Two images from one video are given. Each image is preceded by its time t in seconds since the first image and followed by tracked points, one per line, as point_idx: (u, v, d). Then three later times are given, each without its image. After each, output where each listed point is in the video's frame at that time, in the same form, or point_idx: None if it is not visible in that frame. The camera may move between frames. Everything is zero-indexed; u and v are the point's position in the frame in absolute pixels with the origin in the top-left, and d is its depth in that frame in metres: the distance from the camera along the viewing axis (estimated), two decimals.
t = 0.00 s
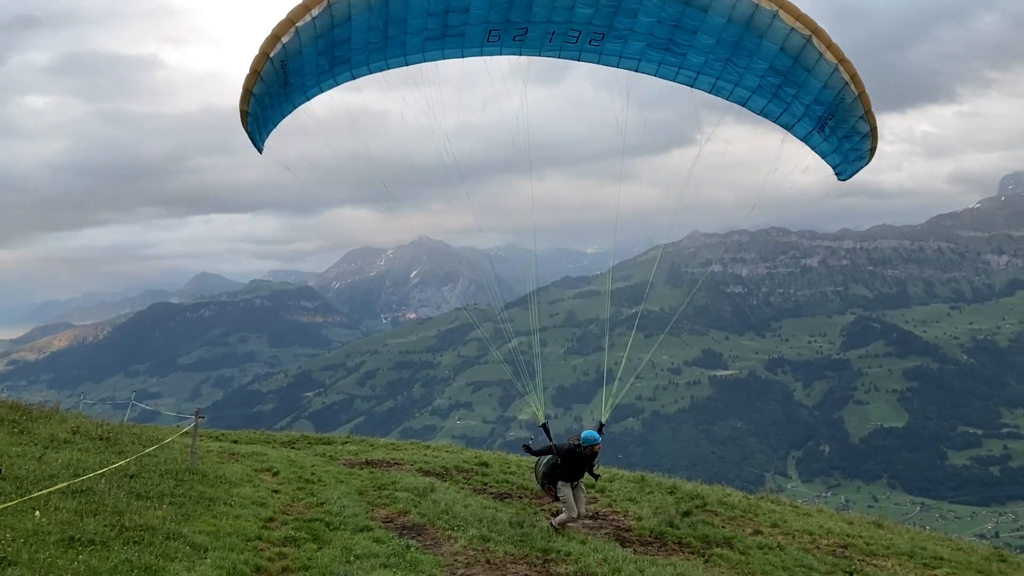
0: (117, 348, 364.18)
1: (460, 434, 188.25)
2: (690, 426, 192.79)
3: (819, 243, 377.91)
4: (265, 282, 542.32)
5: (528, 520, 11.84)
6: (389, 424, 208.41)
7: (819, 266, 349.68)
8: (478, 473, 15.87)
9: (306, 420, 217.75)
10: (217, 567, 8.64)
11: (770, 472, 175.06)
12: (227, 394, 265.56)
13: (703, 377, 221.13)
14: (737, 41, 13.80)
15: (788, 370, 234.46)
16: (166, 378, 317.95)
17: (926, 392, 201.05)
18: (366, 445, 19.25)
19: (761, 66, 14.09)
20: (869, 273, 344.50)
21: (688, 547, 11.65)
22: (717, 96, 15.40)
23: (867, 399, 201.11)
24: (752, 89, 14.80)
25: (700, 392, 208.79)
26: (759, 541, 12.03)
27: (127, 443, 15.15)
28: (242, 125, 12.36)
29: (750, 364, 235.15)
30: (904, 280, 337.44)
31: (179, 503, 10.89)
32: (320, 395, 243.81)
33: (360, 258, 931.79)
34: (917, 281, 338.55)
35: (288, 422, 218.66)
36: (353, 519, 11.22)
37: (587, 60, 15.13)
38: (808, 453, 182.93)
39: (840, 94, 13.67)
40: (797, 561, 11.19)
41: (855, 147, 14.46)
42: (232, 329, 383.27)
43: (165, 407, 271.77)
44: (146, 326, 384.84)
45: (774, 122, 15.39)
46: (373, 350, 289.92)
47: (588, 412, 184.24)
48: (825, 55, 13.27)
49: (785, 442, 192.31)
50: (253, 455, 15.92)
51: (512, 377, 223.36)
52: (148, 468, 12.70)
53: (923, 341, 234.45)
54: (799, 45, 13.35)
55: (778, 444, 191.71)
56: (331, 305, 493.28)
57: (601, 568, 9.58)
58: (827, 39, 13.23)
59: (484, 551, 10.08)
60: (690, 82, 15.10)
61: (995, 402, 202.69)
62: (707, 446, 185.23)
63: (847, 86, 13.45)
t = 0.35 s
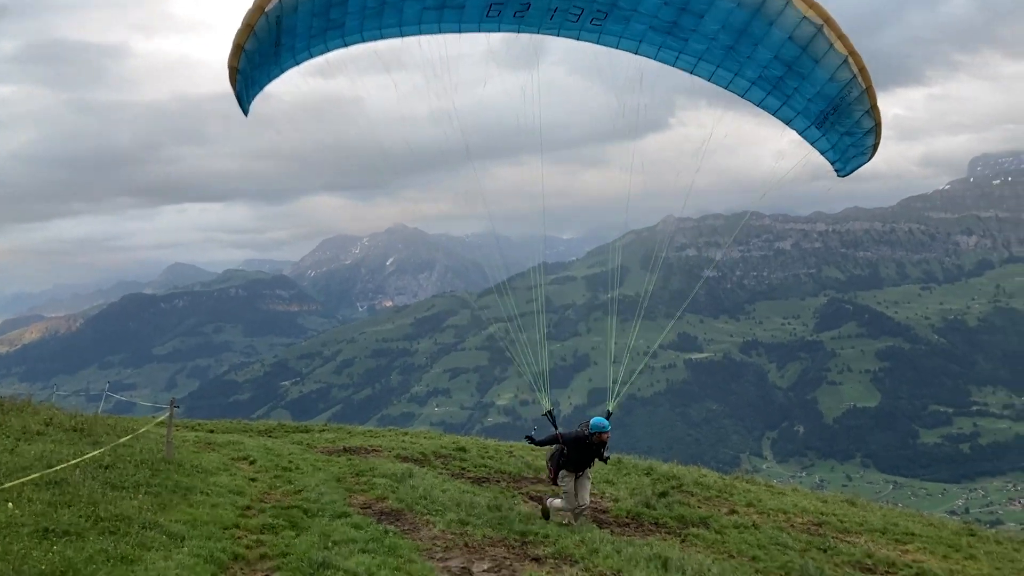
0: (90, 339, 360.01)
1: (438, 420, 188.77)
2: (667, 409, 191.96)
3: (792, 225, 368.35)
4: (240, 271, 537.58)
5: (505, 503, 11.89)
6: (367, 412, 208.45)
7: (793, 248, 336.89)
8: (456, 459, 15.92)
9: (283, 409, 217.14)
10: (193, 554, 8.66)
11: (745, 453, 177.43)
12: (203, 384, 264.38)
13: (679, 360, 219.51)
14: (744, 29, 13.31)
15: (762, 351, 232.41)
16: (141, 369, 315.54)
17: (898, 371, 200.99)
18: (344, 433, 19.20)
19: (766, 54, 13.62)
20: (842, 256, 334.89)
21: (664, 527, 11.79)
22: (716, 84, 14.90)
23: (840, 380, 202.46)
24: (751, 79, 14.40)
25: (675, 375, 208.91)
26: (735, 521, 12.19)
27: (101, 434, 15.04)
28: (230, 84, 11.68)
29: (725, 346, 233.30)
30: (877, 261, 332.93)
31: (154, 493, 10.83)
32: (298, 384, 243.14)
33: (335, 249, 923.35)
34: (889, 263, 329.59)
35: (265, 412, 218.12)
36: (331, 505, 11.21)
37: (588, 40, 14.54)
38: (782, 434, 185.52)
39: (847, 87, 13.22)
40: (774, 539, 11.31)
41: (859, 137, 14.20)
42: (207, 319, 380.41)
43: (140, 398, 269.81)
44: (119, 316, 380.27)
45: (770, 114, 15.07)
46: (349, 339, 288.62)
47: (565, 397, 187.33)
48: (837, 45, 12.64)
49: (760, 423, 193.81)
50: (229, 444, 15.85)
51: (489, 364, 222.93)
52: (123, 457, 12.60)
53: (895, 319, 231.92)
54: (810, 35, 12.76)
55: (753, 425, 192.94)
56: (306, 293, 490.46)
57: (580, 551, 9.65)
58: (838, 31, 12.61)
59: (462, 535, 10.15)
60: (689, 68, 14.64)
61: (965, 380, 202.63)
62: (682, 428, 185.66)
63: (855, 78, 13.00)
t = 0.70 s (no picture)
0: (33, 331, 347.72)
1: (397, 404, 186.74)
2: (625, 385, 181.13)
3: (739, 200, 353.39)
4: (188, 259, 522.72)
5: (462, 484, 11.96)
6: (324, 398, 205.58)
7: (741, 224, 322.16)
8: (414, 441, 15.81)
9: (237, 397, 212.89)
10: (147, 546, 8.72)
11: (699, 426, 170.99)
12: (154, 375, 258.31)
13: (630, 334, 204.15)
14: (725, 15, 12.68)
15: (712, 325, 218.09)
16: (88, 361, 306.48)
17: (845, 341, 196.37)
18: (300, 420, 18.97)
19: (745, 43, 13.07)
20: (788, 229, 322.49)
21: (619, 501, 11.98)
22: (688, 70, 14.38)
23: (790, 351, 195.98)
24: (727, 69, 13.89)
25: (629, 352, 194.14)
26: (689, 492, 12.45)
27: (49, 429, 14.78)
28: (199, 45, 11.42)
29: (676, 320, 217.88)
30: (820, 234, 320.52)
31: (105, 486, 10.78)
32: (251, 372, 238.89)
33: (284, 238, 899.69)
34: (834, 236, 318.21)
35: (219, 401, 213.68)
36: (287, 492, 11.13)
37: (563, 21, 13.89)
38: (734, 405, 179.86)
39: (821, 81, 12.82)
40: (727, 509, 11.58)
41: (832, 133, 13.80)
42: (156, 309, 370.21)
43: (89, 390, 262.46)
44: (63, 307, 367.24)
45: (746, 105, 14.60)
46: (303, 324, 283.33)
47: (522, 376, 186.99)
48: (819, 36, 12.08)
49: (713, 395, 185.96)
50: (182, 434, 15.59)
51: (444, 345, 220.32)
52: (73, 451, 12.50)
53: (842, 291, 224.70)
54: (791, 25, 12.16)
55: (706, 398, 185.01)
56: (258, 280, 479.88)
57: (538, 528, 9.81)
58: (822, 23, 12.00)
59: (420, 516, 10.22)
60: (662, 54, 14.19)
61: (909, 347, 200.63)
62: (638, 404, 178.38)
63: (834, 71, 12.48)
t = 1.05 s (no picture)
0: None
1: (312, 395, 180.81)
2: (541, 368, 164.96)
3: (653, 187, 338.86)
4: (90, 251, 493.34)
5: (382, 475, 11.84)
6: (236, 392, 198.18)
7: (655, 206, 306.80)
8: (333, 432, 15.28)
9: (145, 394, 202.84)
10: (51, 554, 8.57)
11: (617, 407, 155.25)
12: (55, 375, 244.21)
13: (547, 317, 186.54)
14: (667, 12, 12.16)
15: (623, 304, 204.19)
16: None
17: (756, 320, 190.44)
18: (211, 416, 18.22)
19: (686, 38, 12.59)
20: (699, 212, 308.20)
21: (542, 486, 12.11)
22: (630, 67, 13.82)
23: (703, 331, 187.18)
24: (666, 64, 13.38)
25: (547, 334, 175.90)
26: (608, 474, 12.65)
27: None
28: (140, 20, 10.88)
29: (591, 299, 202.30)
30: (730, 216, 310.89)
31: (8, 493, 10.38)
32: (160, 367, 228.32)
33: (191, 232, 859.79)
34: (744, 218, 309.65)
35: (125, 399, 203.00)
36: (200, 490, 10.86)
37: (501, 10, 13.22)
38: (650, 386, 167.13)
39: (764, 78, 12.48)
40: (645, 490, 11.88)
41: (773, 133, 13.74)
42: (56, 306, 349.61)
43: None
44: None
45: (685, 101, 14.13)
46: (214, 316, 272.20)
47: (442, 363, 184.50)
48: (762, 33, 11.66)
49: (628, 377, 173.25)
50: (89, 433, 14.85)
51: (362, 334, 215.19)
52: None
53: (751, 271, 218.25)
54: (736, 21, 11.62)
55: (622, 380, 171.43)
56: (167, 272, 457.70)
57: (459, 516, 9.95)
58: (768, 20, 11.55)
59: (338, 510, 10.17)
60: (601, 50, 13.54)
61: (817, 326, 198.24)
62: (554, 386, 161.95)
63: (776, 71, 12.21)
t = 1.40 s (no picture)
0: None
1: (202, 393, 174.23)
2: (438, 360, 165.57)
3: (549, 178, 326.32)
4: None
5: (276, 473, 11.68)
6: (120, 393, 189.49)
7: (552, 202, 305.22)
8: (225, 431, 14.80)
9: (18, 396, 190.74)
10: None
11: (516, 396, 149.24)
12: None
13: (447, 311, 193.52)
14: (596, 25, 11.83)
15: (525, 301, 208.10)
16: None
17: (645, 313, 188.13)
18: (94, 417, 17.29)
19: (613, 51, 12.34)
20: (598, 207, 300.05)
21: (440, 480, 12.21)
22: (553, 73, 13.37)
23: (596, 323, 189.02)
24: (589, 73, 13.11)
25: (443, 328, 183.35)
26: (508, 466, 12.92)
27: None
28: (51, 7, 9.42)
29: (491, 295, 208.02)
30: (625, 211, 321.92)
31: None
32: (36, 368, 215.74)
33: (74, 233, 817.93)
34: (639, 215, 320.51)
35: None
36: (85, 493, 10.38)
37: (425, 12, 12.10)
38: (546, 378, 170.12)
39: (689, 93, 12.77)
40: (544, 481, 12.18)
41: (695, 143, 14.38)
42: None
43: None
44: None
45: (603, 106, 14.05)
46: (94, 315, 258.44)
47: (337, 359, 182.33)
48: (689, 48, 11.63)
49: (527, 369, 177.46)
50: None
51: (253, 331, 209.54)
52: None
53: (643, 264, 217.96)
54: (666, 37, 11.56)
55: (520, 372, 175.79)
56: (41, 267, 429.68)
57: (357, 513, 9.98)
58: (698, 39, 11.56)
59: (233, 510, 10.03)
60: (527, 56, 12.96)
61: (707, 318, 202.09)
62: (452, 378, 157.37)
63: (700, 84, 12.52)
